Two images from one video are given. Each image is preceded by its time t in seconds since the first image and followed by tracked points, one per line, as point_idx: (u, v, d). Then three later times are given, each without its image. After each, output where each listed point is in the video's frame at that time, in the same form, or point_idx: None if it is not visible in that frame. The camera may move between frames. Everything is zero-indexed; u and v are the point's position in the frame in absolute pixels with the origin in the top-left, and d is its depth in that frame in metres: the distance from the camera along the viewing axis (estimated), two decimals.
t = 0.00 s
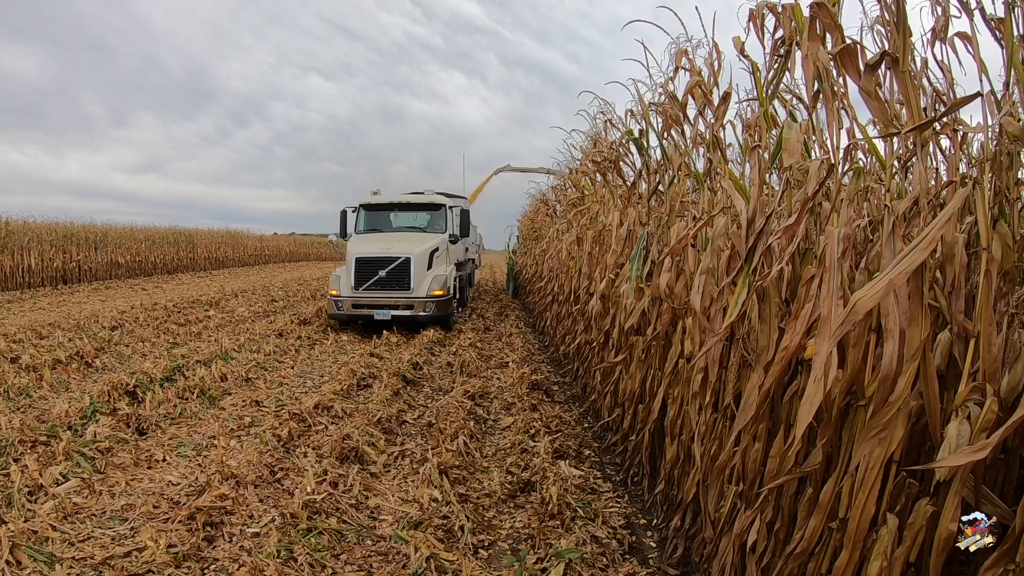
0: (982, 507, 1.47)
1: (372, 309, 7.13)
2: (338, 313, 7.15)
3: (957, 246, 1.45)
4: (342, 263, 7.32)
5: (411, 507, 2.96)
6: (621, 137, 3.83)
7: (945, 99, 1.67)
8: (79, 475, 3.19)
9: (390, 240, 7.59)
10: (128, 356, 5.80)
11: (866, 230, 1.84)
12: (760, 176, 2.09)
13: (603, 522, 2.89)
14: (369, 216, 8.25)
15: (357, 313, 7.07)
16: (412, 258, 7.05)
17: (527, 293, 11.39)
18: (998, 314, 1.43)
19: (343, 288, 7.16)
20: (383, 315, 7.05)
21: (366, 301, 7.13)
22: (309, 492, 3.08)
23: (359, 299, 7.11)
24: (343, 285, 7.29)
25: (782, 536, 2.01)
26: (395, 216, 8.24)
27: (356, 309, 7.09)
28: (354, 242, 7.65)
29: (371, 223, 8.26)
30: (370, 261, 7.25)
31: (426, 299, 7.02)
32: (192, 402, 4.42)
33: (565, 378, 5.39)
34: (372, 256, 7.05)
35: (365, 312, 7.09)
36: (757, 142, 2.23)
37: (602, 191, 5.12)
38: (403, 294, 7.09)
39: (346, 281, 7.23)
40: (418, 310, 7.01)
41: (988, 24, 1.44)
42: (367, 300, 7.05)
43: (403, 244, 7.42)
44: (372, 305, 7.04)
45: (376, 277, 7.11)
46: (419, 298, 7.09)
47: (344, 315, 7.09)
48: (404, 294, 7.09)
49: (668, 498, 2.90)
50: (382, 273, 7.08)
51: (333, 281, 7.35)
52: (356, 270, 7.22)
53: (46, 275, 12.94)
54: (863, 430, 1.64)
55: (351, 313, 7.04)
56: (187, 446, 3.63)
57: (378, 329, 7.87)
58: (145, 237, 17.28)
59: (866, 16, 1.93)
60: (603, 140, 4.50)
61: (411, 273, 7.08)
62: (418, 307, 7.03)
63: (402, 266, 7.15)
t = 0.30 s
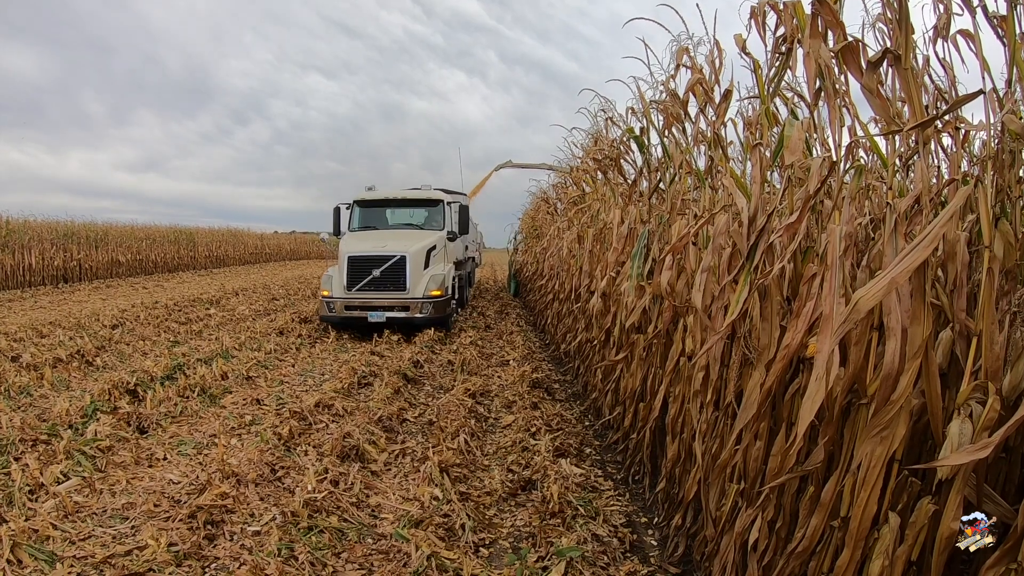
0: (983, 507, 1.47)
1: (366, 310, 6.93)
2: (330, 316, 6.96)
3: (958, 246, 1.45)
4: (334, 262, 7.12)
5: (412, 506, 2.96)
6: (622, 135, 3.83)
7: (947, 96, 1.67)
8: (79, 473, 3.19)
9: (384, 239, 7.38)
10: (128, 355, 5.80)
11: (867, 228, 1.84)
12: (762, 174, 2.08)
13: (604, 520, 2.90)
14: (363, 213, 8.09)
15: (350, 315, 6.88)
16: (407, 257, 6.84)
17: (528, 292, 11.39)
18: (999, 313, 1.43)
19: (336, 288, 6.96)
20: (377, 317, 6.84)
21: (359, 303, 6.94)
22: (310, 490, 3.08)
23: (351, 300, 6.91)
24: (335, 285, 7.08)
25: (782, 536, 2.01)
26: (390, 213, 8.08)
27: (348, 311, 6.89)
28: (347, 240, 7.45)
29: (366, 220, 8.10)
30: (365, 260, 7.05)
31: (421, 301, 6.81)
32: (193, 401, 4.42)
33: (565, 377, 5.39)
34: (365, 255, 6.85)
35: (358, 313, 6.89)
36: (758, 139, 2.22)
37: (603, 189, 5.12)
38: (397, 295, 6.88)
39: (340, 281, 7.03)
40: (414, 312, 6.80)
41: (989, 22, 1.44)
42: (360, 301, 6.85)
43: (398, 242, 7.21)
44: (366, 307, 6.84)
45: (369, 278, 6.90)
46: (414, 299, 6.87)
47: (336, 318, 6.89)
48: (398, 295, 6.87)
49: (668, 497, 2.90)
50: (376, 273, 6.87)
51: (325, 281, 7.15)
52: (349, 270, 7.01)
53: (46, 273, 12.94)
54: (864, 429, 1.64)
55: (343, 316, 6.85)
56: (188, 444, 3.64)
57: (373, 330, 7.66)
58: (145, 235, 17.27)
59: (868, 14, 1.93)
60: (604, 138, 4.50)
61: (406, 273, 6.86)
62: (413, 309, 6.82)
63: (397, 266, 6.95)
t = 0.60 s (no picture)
0: (982, 509, 1.47)
1: (359, 315, 6.68)
2: (322, 321, 6.72)
3: (957, 249, 1.45)
4: (327, 265, 6.92)
5: (412, 508, 2.96)
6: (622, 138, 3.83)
7: (947, 100, 1.67)
8: (79, 475, 3.19)
9: (379, 240, 7.20)
10: (128, 356, 5.80)
11: (868, 231, 1.84)
12: (762, 177, 2.08)
13: (604, 522, 2.89)
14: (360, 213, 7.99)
15: (343, 320, 6.64)
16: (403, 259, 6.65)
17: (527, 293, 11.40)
18: (999, 317, 1.43)
19: (328, 292, 6.75)
20: (371, 323, 6.58)
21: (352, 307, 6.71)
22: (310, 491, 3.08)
23: (344, 305, 6.68)
24: (327, 289, 6.87)
25: (782, 540, 2.01)
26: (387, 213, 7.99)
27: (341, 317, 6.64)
28: (341, 242, 7.27)
29: (362, 220, 8.00)
30: (358, 263, 6.84)
31: (417, 305, 6.59)
32: (193, 402, 4.42)
33: (565, 379, 5.40)
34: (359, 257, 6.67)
35: (351, 319, 6.65)
36: (758, 142, 2.23)
37: (604, 191, 5.12)
38: (392, 300, 6.67)
39: (332, 285, 6.81)
40: (410, 318, 6.56)
41: (989, 27, 1.44)
42: (353, 305, 6.64)
43: (393, 244, 7.02)
44: (359, 312, 6.60)
45: (363, 281, 6.70)
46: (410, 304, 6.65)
47: (327, 324, 6.64)
48: (393, 299, 6.66)
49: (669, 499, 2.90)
50: (370, 277, 6.67)
51: (317, 284, 6.94)
52: (342, 273, 6.81)
53: (46, 274, 12.94)
54: (864, 433, 1.64)
55: (335, 321, 6.61)
56: (188, 446, 3.64)
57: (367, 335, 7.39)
58: (145, 236, 17.27)
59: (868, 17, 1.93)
60: (605, 140, 4.50)
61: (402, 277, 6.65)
62: (409, 314, 6.58)
63: (392, 269, 6.75)
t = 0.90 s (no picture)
0: (982, 511, 1.47)
1: (350, 321, 6.34)
2: (310, 327, 6.37)
3: (958, 251, 1.45)
4: (316, 268, 6.58)
5: (412, 509, 2.96)
6: (622, 140, 3.84)
7: (948, 102, 1.67)
8: (78, 475, 3.18)
9: (371, 242, 6.88)
10: (127, 357, 5.79)
11: (868, 233, 1.85)
12: (763, 179, 2.07)
13: (604, 524, 2.89)
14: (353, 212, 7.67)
15: (333, 327, 6.29)
16: (396, 261, 6.31)
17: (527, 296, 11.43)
18: (999, 319, 1.43)
19: (316, 297, 6.40)
20: (362, 329, 6.24)
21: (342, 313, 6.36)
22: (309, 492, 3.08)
23: (333, 310, 6.33)
24: (316, 293, 6.53)
25: (782, 542, 2.01)
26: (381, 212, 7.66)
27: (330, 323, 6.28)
28: (331, 244, 6.94)
29: (356, 220, 7.73)
30: (349, 266, 6.49)
31: (411, 311, 6.24)
32: (192, 403, 4.42)
33: (565, 382, 5.41)
34: (349, 259, 6.33)
35: (341, 325, 6.32)
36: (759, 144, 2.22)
37: (604, 193, 5.12)
38: (384, 305, 6.32)
39: (320, 289, 6.48)
40: (403, 324, 6.21)
41: (989, 29, 1.44)
42: (344, 310, 6.30)
43: (386, 245, 6.69)
44: (349, 317, 6.25)
45: (353, 285, 6.36)
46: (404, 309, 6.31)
47: (316, 330, 6.30)
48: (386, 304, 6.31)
49: (668, 501, 2.90)
50: (360, 280, 6.33)
51: (305, 289, 6.60)
52: (331, 276, 6.45)
53: (46, 275, 12.95)
54: (864, 435, 1.64)
55: (324, 327, 6.27)
56: (187, 447, 3.63)
57: (360, 343, 7.05)
58: (145, 237, 17.28)
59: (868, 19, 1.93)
60: (605, 142, 4.49)
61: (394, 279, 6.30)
62: (403, 320, 6.23)
63: (384, 272, 6.41)
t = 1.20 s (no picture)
0: (984, 511, 1.47)
1: (341, 326, 6.05)
2: (300, 331, 6.10)
3: (960, 251, 1.44)
4: (306, 269, 6.26)
5: (412, 509, 2.96)
6: (624, 139, 3.83)
7: (950, 102, 1.66)
8: (78, 474, 3.18)
9: (365, 240, 6.57)
10: (128, 356, 5.79)
11: (870, 233, 1.85)
12: (764, 179, 2.07)
13: (604, 524, 2.89)
14: (347, 210, 7.31)
15: (323, 331, 6.01)
16: (391, 261, 6.00)
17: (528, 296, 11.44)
18: (1001, 319, 1.43)
19: (306, 300, 6.08)
20: (355, 334, 5.95)
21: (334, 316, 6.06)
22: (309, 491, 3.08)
23: (324, 313, 6.03)
24: (306, 295, 6.23)
25: (784, 542, 2.00)
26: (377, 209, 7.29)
27: (320, 327, 5.99)
28: (322, 242, 6.61)
29: (350, 218, 7.38)
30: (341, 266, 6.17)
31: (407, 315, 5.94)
32: (193, 402, 4.42)
33: (565, 382, 5.41)
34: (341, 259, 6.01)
35: (331, 329, 6.02)
36: (761, 144, 2.22)
37: (605, 193, 5.11)
38: (378, 308, 6.02)
39: (311, 291, 6.16)
40: (398, 329, 5.91)
41: (992, 28, 1.44)
42: (335, 314, 6.00)
43: (380, 244, 6.36)
44: (341, 321, 5.96)
45: (345, 287, 6.05)
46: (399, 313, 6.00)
47: (306, 335, 6.02)
48: (380, 307, 6.00)
49: (669, 501, 2.90)
50: (353, 281, 6.02)
51: (294, 290, 6.28)
52: (322, 277, 6.14)
53: (47, 273, 12.96)
54: (867, 434, 1.63)
55: (315, 331, 5.99)
56: (188, 446, 3.64)
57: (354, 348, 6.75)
58: (145, 236, 17.29)
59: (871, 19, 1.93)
60: (607, 142, 4.48)
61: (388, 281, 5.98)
62: (397, 325, 5.93)
63: (378, 273, 6.10)
